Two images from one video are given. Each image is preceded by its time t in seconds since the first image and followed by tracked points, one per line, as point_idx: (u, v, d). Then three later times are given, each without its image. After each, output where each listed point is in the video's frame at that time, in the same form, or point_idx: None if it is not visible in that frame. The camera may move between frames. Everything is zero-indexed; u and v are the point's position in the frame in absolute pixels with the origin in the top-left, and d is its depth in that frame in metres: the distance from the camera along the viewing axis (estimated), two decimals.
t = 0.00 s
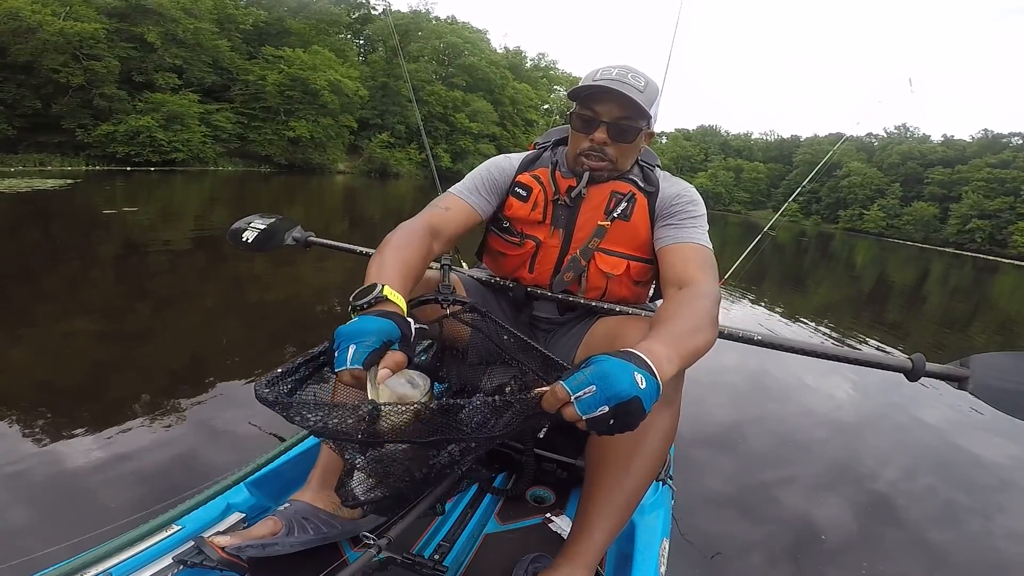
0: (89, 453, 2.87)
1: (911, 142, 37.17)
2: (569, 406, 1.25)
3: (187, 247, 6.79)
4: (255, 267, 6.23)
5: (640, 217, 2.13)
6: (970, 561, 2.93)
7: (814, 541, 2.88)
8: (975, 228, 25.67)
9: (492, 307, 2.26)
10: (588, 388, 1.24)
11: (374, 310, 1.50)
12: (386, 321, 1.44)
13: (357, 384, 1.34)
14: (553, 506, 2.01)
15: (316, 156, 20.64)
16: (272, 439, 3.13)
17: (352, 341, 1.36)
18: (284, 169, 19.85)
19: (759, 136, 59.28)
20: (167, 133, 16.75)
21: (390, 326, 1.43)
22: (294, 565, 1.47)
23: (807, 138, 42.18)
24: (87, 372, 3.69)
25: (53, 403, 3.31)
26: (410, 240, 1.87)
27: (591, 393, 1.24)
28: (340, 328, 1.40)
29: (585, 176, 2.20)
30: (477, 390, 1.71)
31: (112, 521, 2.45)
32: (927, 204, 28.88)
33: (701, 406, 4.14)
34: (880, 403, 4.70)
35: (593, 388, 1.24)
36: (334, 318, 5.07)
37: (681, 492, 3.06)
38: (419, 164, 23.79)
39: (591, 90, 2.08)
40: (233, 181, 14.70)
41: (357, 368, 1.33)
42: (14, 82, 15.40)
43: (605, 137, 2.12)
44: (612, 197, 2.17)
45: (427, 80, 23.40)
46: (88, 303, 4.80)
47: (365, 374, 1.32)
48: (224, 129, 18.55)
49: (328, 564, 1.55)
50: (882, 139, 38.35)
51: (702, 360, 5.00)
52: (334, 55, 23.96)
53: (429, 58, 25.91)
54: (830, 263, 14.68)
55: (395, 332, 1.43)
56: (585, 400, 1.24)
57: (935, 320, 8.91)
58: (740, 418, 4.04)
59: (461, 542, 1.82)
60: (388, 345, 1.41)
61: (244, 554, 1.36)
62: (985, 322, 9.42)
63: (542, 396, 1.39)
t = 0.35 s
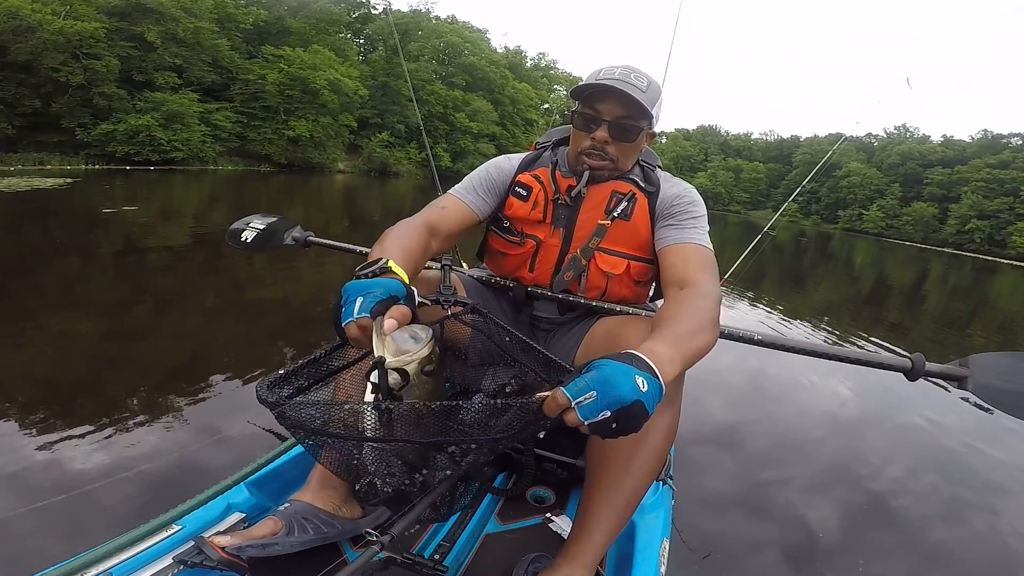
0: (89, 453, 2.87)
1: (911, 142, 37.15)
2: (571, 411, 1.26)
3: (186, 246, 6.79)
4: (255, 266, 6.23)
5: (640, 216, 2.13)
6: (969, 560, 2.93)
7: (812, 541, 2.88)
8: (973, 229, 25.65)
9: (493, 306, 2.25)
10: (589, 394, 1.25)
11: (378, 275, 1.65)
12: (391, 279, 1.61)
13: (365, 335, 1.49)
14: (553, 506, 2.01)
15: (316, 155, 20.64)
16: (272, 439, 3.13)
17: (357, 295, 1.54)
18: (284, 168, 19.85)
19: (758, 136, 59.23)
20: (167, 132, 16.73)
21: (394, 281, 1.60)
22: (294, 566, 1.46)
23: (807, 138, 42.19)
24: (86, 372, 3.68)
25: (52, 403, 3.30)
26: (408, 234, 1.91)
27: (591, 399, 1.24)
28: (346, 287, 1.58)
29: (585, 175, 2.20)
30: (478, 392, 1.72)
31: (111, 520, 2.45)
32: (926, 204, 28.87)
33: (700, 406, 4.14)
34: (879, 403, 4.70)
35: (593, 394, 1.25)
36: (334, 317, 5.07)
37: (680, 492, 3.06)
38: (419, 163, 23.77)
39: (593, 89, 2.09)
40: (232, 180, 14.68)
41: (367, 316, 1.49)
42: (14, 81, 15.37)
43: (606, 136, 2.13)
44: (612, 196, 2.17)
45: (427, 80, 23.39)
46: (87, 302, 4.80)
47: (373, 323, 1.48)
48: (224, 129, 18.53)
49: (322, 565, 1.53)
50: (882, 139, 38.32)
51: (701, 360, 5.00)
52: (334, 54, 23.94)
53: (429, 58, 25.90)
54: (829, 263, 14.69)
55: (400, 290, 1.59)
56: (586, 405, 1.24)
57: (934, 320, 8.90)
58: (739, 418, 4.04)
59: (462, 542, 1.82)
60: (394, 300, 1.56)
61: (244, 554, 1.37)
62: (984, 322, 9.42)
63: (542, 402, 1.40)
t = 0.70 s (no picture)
0: (86, 453, 2.86)
1: (911, 142, 37.14)
2: (568, 425, 1.28)
3: (185, 246, 6.78)
4: (254, 266, 6.23)
5: (639, 215, 2.13)
6: (967, 561, 2.93)
7: (810, 542, 2.88)
8: (973, 228, 25.62)
9: (492, 306, 2.25)
10: (583, 409, 1.26)
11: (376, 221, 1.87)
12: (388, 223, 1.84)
13: (362, 266, 1.70)
14: (553, 506, 2.01)
15: (315, 154, 20.62)
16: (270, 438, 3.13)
17: (352, 232, 1.75)
18: (283, 167, 19.83)
19: (758, 137, 59.18)
20: (166, 132, 16.72)
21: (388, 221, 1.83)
22: (294, 565, 1.47)
23: (806, 138, 42.20)
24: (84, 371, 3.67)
25: (50, 402, 3.29)
26: (404, 216, 2.02)
27: (586, 413, 1.26)
28: (340, 231, 1.80)
29: (585, 173, 2.21)
30: (478, 392, 1.74)
31: (109, 518, 2.46)
32: (926, 205, 28.84)
33: (699, 406, 4.15)
34: (878, 402, 4.71)
35: (587, 408, 1.26)
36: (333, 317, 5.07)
37: (678, 491, 3.07)
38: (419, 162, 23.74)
39: (593, 87, 2.11)
40: (232, 179, 14.65)
41: (363, 247, 1.70)
42: (13, 81, 15.35)
43: (606, 134, 2.14)
44: (611, 195, 2.17)
45: (427, 80, 23.37)
46: (86, 302, 4.79)
47: (369, 252, 1.68)
48: (224, 128, 18.52)
49: (316, 563, 1.51)
50: (882, 139, 38.31)
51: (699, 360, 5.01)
52: (334, 54, 23.91)
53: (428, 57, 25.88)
54: (829, 263, 14.70)
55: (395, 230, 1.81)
56: (582, 420, 1.26)
57: (933, 320, 8.90)
58: (737, 418, 4.05)
59: (462, 542, 1.83)
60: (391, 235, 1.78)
61: (244, 554, 1.37)
62: (983, 322, 9.42)
63: (541, 417, 1.43)
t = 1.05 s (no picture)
0: (86, 452, 2.86)
1: (911, 143, 37.15)
2: (565, 441, 1.31)
3: (185, 244, 6.79)
4: (254, 264, 6.23)
5: (639, 214, 2.13)
6: (966, 562, 2.94)
7: (809, 542, 2.89)
8: (972, 229, 25.63)
9: (491, 306, 2.25)
10: (579, 427, 1.28)
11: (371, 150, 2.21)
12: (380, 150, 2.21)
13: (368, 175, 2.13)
14: (553, 506, 2.01)
15: (315, 153, 20.61)
16: (269, 437, 3.14)
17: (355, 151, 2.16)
18: (282, 167, 19.83)
19: (758, 136, 59.15)
20: (166, 131, 16.72)
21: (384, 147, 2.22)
22: (294, 565, 1.47)
23: (806, 138, 42.20)
24: (84, 369, 3.68)
25: (49, 400, 3.29)
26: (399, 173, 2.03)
27: (581, 430, 1.29)
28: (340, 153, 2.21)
29: (585, 170, 2.22)
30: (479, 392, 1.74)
31: (108, 516, 2.46)
32: (925, 206, 28.85)
33: (698, 405, 4.15)
34: (877, 403, 4.72)
35: (583, 426, 1.28)
36: (332, 316, 5.07)
37: (677, 491, 3.07)
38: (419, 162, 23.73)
39: (595, 84, 2.12)
40: (231, 178, 14.65)
41: (370, 159, 2.12)
42: (13, 80, 15.34)
43: (607, 131, 2.15)
44: (612, 193, 2.17)
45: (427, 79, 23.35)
46: (86, 300, 4.79)
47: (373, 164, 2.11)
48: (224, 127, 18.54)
49: (316, 563, 1.51)
50: (882, 140, 38.30)
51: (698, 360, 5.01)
52: (334, 52, 23.88)
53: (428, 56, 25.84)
54: (828, 263, 14.72)
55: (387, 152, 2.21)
56: (578, 436, 1.29)
57: (932, 321, 8.91)
58: (735, 418, 4.06)
59: (462, 542, 1.83)
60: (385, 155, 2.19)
61: (245, 554, 1.37)
62: (983, 323, 9.44)
63: (540, 433, 1.43)
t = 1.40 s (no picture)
0: (86, 453, 2.85)
1: (909, 143, 37.22)
2: (558, 450, 1.36)
3: (184, 244, 6.78)
4: (253, 264, 6.23)
5: (639, 213, 2.13)
6: (965, 561, 2.95)
7: (810, 543, 2.89)
8: (972, 230, 25.66)
9: (490, 306, 2.25)
10: (570, 437, 1.34)
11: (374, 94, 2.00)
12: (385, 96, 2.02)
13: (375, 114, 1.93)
14: (553, 506, 2.01)
15: (315, 152, 20.61)
16: (269, 436, 3.14)
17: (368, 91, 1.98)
18: (282, 166, 19.82)
19: (758, 136, 59.18)
20: (166, 130, 16.73)
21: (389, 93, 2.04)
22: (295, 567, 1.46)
23: (806, 138, 42.24)
24: (83, 369, 3.66)
25: (48, 400, 3.28)
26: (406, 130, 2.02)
27: (573, 440, 1.34)
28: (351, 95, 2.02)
29: (585, 168, 2.22)
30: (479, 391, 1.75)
31: (104, 515, 2.46)
32: (924, 206, 28.92)
33: (698, 406, 4.15)
34: (876, 403, 4.72)
35: (574, 436, 1.33)
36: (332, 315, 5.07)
37: (677, 491, 3.06)
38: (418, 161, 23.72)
39: (602, 81, 2.12)
40: (230, 177, 14.63)
41: (389, 98, 1.95)
42: (12, 79, 15.35)
43: (611, 127, 2.14)
44: (611, 192, 2.17)
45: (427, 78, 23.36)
46: (86, 299, 4.78)
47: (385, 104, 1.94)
48: (223, 126, 18.67)
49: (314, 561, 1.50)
50: (881, 141, 38.34)
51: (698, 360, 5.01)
52: (334, 52, 23.87)
53: (428, 56, 25.83)
54: (827, 263, 14.75)
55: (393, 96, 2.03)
56: (570, 445, 1.34)
57: (930, 321, 8.92)
58: (736, 418, 4.05)
59: (462, 542, 1.83)
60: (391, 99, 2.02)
61: (245, 554, 1.37)
62: (981, 323, 9.47)
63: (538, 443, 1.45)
